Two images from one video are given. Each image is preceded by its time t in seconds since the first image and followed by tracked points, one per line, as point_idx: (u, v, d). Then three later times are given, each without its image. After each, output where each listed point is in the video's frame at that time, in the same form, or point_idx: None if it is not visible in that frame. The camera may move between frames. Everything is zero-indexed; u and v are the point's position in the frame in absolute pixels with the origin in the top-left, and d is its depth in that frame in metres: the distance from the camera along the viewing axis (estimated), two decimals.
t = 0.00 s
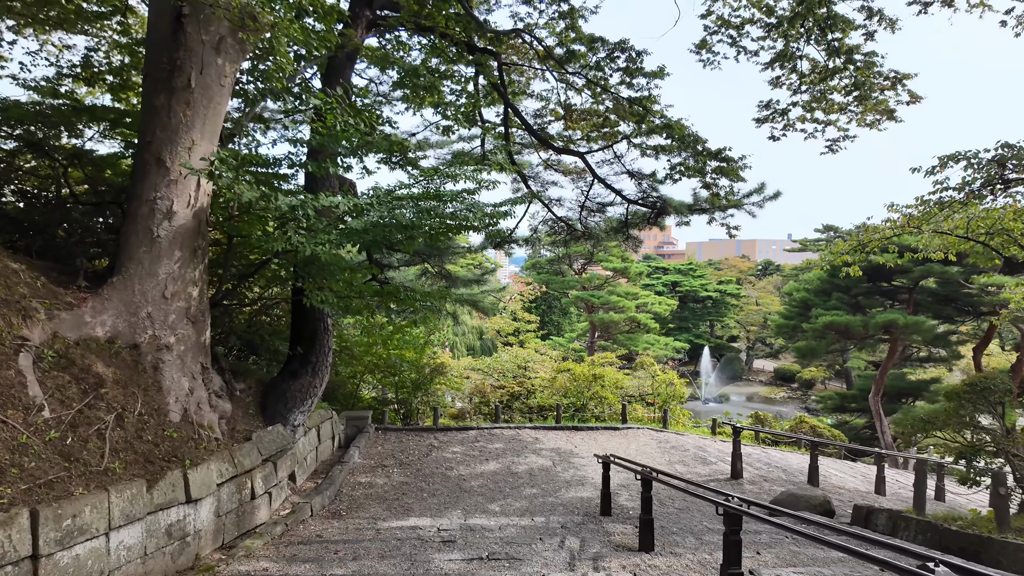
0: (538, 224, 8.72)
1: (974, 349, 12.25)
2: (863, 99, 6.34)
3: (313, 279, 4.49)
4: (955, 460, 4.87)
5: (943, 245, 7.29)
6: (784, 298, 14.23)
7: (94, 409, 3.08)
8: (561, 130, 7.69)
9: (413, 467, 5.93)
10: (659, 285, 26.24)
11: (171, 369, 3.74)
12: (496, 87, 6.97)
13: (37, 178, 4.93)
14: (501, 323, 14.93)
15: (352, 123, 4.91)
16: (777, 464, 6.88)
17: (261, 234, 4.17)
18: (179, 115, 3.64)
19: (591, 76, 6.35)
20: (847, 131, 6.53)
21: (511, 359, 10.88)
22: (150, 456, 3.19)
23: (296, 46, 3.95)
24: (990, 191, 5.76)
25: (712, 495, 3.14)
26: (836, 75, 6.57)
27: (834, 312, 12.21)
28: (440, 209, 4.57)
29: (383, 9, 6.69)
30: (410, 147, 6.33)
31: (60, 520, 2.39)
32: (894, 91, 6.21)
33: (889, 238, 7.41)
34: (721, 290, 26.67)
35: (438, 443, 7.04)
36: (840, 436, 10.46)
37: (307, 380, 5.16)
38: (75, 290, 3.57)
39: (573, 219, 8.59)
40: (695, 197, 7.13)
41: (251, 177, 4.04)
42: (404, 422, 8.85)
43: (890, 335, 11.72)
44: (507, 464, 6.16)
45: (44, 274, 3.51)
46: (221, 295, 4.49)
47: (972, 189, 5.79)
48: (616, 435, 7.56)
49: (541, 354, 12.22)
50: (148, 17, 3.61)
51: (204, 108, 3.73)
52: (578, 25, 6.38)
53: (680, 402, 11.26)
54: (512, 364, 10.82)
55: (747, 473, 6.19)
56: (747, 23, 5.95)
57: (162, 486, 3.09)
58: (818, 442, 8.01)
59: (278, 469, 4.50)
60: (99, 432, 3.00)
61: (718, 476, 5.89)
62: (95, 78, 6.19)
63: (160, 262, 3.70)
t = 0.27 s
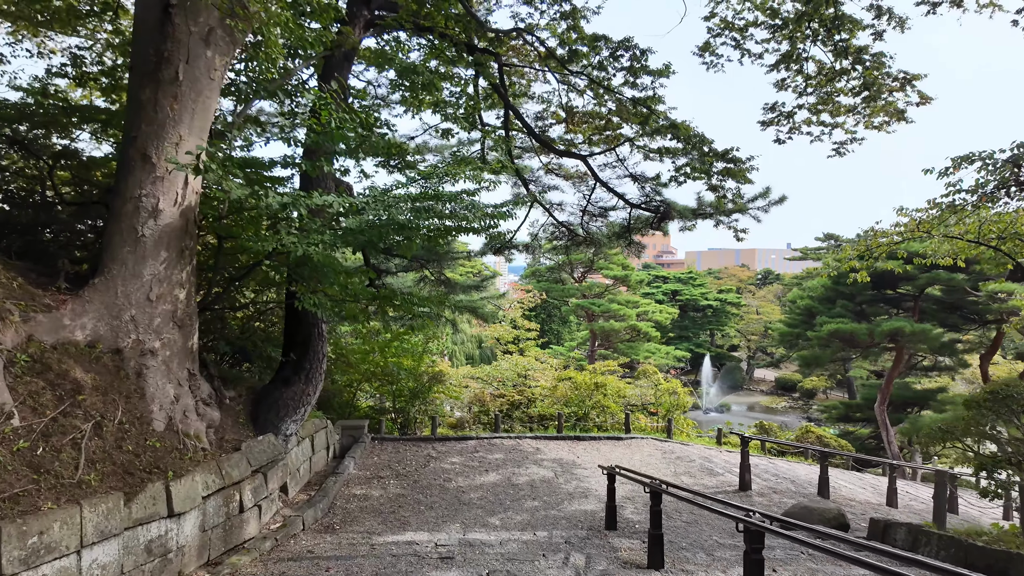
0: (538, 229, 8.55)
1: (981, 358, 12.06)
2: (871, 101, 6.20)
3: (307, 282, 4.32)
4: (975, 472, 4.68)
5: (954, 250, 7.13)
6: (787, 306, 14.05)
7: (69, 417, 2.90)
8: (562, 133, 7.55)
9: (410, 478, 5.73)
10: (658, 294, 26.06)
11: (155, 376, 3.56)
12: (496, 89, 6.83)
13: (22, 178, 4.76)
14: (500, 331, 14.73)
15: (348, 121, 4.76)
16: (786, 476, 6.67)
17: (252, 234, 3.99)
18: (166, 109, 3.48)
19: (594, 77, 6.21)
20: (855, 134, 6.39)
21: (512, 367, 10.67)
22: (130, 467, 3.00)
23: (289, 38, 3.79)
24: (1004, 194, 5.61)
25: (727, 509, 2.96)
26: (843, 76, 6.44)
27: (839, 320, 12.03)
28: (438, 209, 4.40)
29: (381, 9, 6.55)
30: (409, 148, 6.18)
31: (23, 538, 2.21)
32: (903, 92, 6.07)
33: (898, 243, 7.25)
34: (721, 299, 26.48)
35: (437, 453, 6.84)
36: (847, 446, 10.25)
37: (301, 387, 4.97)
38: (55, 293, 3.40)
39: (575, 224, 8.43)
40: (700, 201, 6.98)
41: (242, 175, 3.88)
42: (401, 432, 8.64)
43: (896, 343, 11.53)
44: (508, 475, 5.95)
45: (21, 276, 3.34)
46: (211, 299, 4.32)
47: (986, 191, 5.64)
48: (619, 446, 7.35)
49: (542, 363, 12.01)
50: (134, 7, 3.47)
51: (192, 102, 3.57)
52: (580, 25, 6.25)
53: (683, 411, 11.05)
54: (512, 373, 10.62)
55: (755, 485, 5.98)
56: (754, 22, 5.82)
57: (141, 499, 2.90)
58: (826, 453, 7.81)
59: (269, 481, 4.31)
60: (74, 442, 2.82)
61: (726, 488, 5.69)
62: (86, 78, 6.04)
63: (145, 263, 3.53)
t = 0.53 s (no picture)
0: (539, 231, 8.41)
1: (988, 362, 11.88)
2: (879, 99, 6.08)
3: (301, 283, 4.16)
4: (994, 480, 4.52)
5: (965, 251, 6.98)
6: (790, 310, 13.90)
7: (47, 424, 2.75)
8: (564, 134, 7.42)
9: (409, 486, 5.56)
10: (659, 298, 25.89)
11: (141, 380, 3.40)
12: (497, 88, 6.69)
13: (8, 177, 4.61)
14: (500, 335, 14.56)
15: (345, 118, 4.61)
16: (794, 483, 6.50)
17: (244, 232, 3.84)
18: (154, 102, 3.33)
19: (596, 74, 6.07)
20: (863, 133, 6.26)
21: (512, 371, 10.50)
22: (112, 476, 2.85)
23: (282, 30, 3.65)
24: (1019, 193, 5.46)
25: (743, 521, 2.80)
26: (851, 74, 6.31)
27: (845, 324, 11.87)
28: (437, 207, 4.26)
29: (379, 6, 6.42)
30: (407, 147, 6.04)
31: None
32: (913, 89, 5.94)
33: (906, 245, 7.11)
34: (722, 303, 26.31)
35: (436, 460, 6.66)
36: (853, 452, 10.08)
37: (295, 392, 4.82)
38: (36, 294, 3.25)
39: (577, 225, 8.28)
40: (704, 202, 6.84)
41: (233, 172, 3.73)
42: (400, 438, 8.48)
43: (902, 347, 11.37)
44: (509, 483, 5.78)
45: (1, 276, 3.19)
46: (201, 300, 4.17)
47: (1000, 190, 5.49)
48: (623, 452, 7.18)
49: (543, 367, 11.83)
50: None
51: (181, 95, 3.43)
52: (583, 21, 6.11)
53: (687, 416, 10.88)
54: (513, 378, 10.46)
55: (763, 492, 5.82)
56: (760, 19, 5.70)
57: (122, 511, 2.74)
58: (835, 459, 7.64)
59: (261, 489, 4.14)
60: (50, 451, 2.66)
61: (734, 496, 5.52)
62: (77, 76, 5.90)
63: (131, 262, 3.38)
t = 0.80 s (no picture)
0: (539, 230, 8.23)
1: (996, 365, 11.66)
2: (889, 93, 5.91)
3: (290, 280, 3.98)
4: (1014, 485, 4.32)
5: (976, 249, 6.79)
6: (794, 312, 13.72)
7: (11, 427, 2.58)
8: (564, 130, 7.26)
9: (404, 492, 5.37)
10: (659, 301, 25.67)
11: (119, 381, 3.21)
12: (495, 83, 6.52)
13: None
14: (500, 338, 14.36)
15: (337, 109, 4.44)
16: (803, 488, 6.30)
17: (230, 226, 3.66)
18: (132, 87, 3.16)
19: (597, 67, 5.89)
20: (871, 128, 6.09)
21: (512, 374, 10.29)
22: (82, 483, 2.67)
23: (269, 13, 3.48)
24: None
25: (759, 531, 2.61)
26: (859, 67, 6.14)
27: (850, 325, 11.67)
28: (433, 200, 4.08)
29: None
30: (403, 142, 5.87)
31: None
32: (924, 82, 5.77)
33: (916, 243, 6.93)
34: (723, 306, 26.08)
35: (433, 465, 6.47)
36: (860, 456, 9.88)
37: (285, 394, 4.63)
38: (7, 289, 3.07)
39: (577, 224, 8.10)
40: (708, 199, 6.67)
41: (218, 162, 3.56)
42: (397, 442, 8.28)
43: (908, 349, 11.18)
44: (508, 488, 5.58)
45: None
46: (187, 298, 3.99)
47: (1015, 185, 5.31)
48: (625, 457, 6.98)
49: (543, 370, 11.62)
50: None
51: (162, 80, 3.25)
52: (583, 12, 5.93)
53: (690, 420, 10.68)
54: (513, 380, 10.25)
55: (772, 498, 5.62)
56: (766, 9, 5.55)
57: (92, 520, 2.56)
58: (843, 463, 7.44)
59: (249, 496, 3.95)
60: (14, 455, 2.48)
61: (742, 502, 5.33)
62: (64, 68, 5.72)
63: (108, 256, 3.20)
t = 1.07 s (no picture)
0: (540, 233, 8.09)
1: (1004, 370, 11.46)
2: (898, 90, 5.77)
3: (281, 281, 3.83)
4: None
5: (988, 251, 6.63)
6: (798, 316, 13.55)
7: None
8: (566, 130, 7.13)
9: (401, 501, 5.20)
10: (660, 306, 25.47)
11: (100, 386, 3.06)
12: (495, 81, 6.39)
13: None
14: (500, 343, 14.19)
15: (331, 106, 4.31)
16: (811, 497, 6.12)
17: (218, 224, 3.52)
18: (114, 77, 3.02)
19: (599, 64, 5.75)
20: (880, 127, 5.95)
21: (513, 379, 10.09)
22: (55, 494, 2.51)
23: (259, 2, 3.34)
24: None
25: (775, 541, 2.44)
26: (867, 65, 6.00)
27: (856, 329, 11.50)
28: (430, 198, 3.94)
29: None
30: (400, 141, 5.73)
31: None
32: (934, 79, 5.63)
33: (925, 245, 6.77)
34: (725, 311, 25.87)
35: (431, 472, 6.30)
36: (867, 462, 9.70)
37: (278, 399, 4.49)
38: None
39: (579, 227, 7.96)
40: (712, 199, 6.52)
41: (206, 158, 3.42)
42: (395, 448, 8.11)
43: (915, 354, 11.00)
44: (508, 497, 5.41)
45: None
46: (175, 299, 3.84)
47: None
48: (629, 464, 6.80)
49: (545, 375, 11.39)
50: None
51: (147, 71, 3.12)
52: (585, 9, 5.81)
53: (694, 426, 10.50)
54: (513, 386, 10.03)
55: (780, 506, 5.45)
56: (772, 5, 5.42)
57: (63, 534, 2.40)
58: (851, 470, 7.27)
59: (238, 506, 3.79)
60: None
61: (750, 511, 5.15)
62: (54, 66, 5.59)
63: (89, 254, 3.06)
